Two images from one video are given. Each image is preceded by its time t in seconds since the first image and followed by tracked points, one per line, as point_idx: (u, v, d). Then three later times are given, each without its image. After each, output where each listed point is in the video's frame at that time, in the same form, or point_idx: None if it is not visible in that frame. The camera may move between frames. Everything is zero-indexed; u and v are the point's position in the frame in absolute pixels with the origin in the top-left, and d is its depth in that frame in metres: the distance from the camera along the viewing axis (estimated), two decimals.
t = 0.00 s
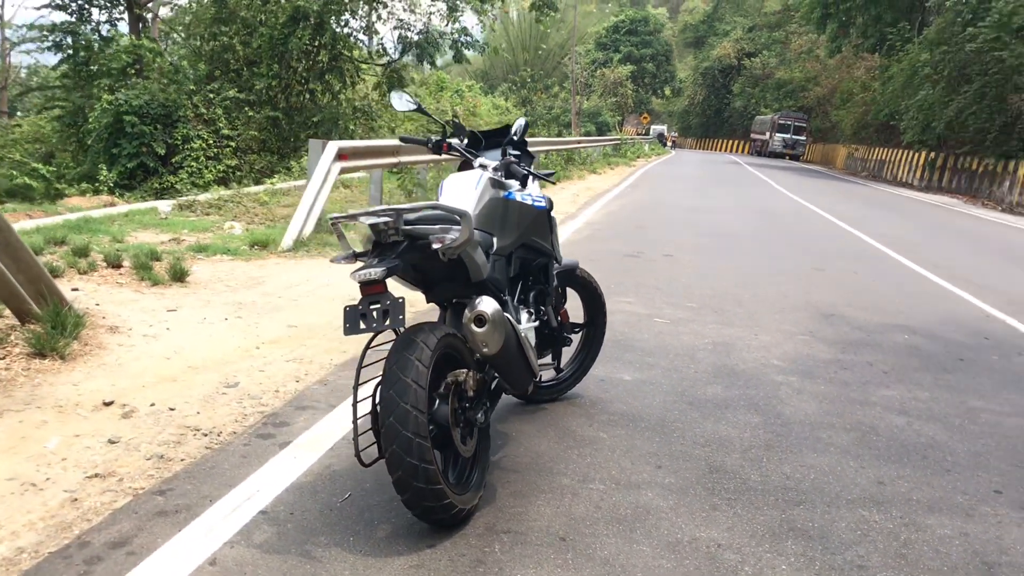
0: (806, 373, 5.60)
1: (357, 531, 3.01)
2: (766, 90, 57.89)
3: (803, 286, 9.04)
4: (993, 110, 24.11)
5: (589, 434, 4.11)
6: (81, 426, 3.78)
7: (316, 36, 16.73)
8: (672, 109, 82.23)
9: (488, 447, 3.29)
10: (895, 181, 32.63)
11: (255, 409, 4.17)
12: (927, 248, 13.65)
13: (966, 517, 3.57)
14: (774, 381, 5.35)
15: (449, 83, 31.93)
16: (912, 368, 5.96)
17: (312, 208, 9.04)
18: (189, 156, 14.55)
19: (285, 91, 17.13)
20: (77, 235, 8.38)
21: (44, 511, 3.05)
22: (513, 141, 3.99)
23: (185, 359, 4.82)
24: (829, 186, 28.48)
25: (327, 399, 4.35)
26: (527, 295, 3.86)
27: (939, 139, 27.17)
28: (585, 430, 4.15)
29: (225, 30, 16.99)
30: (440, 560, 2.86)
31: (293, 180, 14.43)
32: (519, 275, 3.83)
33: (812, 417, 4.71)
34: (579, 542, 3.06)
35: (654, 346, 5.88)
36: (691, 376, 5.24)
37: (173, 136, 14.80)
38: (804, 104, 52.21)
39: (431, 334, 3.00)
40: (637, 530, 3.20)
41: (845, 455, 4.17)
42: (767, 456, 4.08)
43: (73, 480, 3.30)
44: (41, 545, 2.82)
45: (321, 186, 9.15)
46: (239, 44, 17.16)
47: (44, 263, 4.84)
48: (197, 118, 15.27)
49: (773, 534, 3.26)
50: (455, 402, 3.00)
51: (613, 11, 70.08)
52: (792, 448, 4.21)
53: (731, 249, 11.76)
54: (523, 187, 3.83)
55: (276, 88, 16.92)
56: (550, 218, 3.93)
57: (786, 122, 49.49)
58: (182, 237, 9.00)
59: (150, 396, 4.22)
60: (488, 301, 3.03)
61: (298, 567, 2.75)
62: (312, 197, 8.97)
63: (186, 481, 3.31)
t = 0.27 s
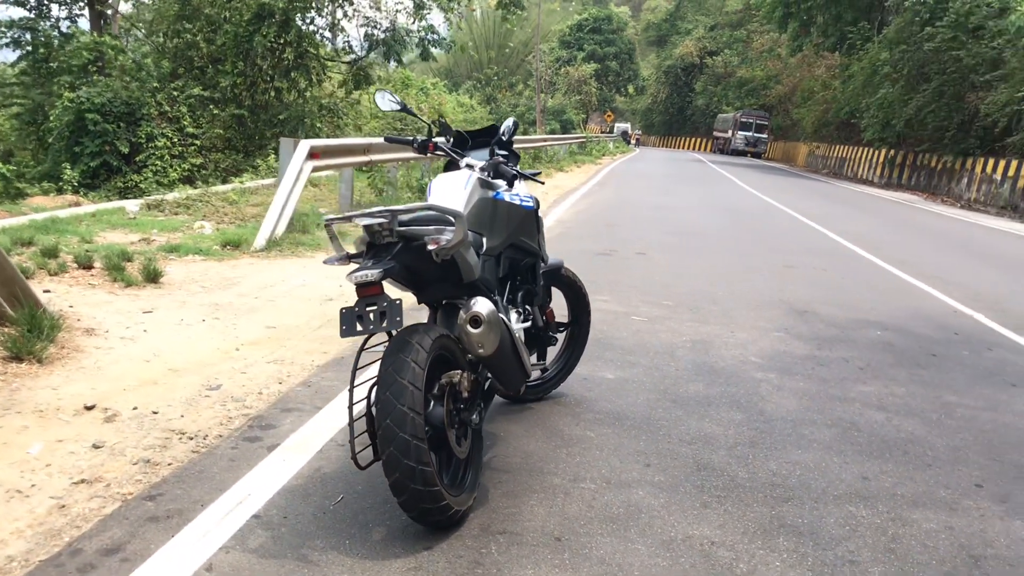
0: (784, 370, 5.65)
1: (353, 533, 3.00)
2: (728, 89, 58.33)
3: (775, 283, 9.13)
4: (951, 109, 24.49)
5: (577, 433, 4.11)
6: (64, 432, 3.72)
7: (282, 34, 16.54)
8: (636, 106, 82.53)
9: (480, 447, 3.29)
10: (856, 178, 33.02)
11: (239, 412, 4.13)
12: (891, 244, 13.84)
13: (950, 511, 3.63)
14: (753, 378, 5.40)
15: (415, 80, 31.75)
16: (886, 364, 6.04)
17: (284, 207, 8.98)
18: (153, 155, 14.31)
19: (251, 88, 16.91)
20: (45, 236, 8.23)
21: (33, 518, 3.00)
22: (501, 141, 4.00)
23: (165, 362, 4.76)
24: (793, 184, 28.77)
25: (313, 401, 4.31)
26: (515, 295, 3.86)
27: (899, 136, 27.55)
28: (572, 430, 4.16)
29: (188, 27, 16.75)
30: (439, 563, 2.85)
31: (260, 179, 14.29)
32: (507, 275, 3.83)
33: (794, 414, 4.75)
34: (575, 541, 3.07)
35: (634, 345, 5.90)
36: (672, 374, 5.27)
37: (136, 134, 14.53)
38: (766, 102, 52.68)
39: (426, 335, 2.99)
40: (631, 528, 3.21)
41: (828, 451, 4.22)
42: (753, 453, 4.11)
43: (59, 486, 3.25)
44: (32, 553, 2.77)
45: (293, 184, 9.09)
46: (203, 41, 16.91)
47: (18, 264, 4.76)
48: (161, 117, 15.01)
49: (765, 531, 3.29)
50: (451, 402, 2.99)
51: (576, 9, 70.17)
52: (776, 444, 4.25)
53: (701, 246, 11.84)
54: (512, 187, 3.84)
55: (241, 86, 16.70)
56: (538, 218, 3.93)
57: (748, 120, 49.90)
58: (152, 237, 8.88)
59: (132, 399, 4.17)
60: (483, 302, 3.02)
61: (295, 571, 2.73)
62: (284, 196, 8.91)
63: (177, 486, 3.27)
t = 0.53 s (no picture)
0: (766, 364, 5.71)
1: (355, 532, 2.99)
2: (692, 86, 58.66)
3: (749, 278, 9.21)
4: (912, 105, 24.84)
5: (568, 429, 4.13)
6: (52, 434, 3.67)
7: (248, 30, 16.34)
8: (601, 102, 82.75)
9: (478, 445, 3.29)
10: (819, 173, 33.38)
11: (229, 411, 4.10)
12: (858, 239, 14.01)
13: (938, 501, 3.69)
14: (737, 372, 5.45)
15: (381, 76, 31.54)
16: (864, 357, 6.12)
17: (258, 204, 8.92)
18: (118, 153, 14.07)
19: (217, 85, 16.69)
20: (14, 235, 8.09)
21: (29, 521, 2.96)
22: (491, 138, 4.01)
23: (149, 362, 4.71)
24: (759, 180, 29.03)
25: (302, 399, 4.29)
26: (507, 292, 3.86)
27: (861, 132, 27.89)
28: (563, 426, 4.17)
29: (152, 23, 16.46)
30: (443, 559, 2.85)
31: (228, 176, 14.13)
32: (499, 272, 3.83)
33: (779, 407, 4.80)
34: (575, 536, 3.09)
35: (616, 340, 5.93)
36: (657, 370, 5.31)
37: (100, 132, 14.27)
38: (729, 99, 53.05)
39: (426, 333, 2.99)
40: (629, 522, 3.24)
41: (815, 444, 4.27)
42: (742, 446, 4.15)
43: (52, 489, 3.20)
44: (31, 557, 2.73)
45: (267, 182, 9.02)
46: (168, 37, 16.65)
47: None
48: (125, 113, 14.76)
49: (760, 523, 3.33)
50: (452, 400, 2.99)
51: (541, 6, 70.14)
52: (764, 438, 4.30)
53: (674, 242, 11.91)
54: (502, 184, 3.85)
55: (207, 83, 16.47)
56: (529, 216, 3.94)
57: (712, 117, 50.21)
58: (124, 236, 8.76)
59: (118, 400, 4.12)
60: (483, 299, 3.03)
61: (300, 571, 2.72)
62: (258, 194, 8.84)
63: (172, 487, 3.24)
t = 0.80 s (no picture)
0: (748, 357, 5.77)
1: (361, 530, 2.99)
2: (652, 81, 58.95)
3: (722, 272, 9.29)
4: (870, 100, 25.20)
5: (562, 425, 4.15)
6: (45, 436, 3.62)
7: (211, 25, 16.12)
8: (562, 98, 82.93)
9: (481, 443, 3.30)
10: (779, 167, 33.74)
11: (221, 411, 4.06)
12: (825, 232, 14.20)
13: (927, 490, 3.76)
14: (720, 365, 5.50)
15: (344, 71, 31.23)
16: (842, 350, 6.21)
17: (232, 203, 8.83)
18: (80, 149, 13.86)
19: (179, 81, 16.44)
20: None
21: (29, 527, 2.92)
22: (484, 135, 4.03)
23: (134, 363, 4.65)
24: (722, 174, 29.27)
25: (294, 398, 4.27)
26: (501, 289, 3.88)
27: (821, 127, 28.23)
28: (556, 421, 4.20)
29: (113, 18, 16.10)
30: (451, 557, 2.86)
31: (194, 173, 13.93)
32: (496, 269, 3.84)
33: (764, 400, 4.86)
34: (579, 531, 3.11)
35: (600, 336, 5.96)
36: (644, 364, 5.35)
37: (60, 129, 13.98)
38: (690, 94, 53.40)
39: (430, 332, 3.00)
40: (632, 517, 3.26)
41: (805, 436, 4.33)
42: (732, 439, 4.20)
43: (50, 492, 3.16)
44: (35, 562, 2.70)
45: (240, 180, 8.94)
46: (128, 33, 16.33)
47: None
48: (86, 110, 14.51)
49: (758, 514, 3.37)
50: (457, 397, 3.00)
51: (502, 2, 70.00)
52: (753, 429, 4.36)
53: (645, 237, 11.98)
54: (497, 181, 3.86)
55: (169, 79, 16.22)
56: (522, 213, 3.96)
57: (673, 112, 50.49)
58: (94, 235, 8.63)
59: (107, 402, 4.07)
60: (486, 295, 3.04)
61: (310, 571, 2.71)
62: (231, 192, 8.75)
63: (173, 488, 3.21)
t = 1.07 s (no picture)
0: (734, 352, 5.81)
1: (365, 532, 2.97)
2: (621, 77, 59.08)
3: (701, 268, 9.34)
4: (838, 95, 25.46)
5: (557, 423, 4.16)
6: (37, 441, 3.56)
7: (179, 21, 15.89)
8: (531, 94, 82.91)
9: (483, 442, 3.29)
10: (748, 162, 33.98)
11: (213, 414, 4.02)
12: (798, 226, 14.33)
13: (920, 483, 3.81)
14: (708, 361, 5.53)
15: (313, 67, 30.84)
16: (825, 344, 6.28)
17: (210, 201, 8.75)
18: (47, 149, 13.59)
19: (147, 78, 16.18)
20: None
21: (28, 534, 2.87)
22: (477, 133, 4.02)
23: (121, 365, 4.60)
24: (693, 169, 29.42)
25: (287, 399, 4.24)
26: (497, 288, 3.87)
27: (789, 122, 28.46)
28: (551, 419, 4.20)
29: (78, 13, 15.74)
30: (458, 557, 2.85)
31: (165, 171, 13.74)
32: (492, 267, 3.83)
33: (754, 395, 4.90)
34: (583, 529, 3.11)
35: (587, 332, 5.98)
36: (633, 360, 5.37)
37: (26, 127, 13.65)
38: (659, 90, 53.62)
39: (433, 332, 2.99)
40: (634, 514, 3.28)
41: (797, 431, 4.37)
42: (725, 434, 4.23)
43: (46, 498, 3.11)
44: (37, 570, 2.66)
45: (218, 178, 8.86)
46: (94, 29, 15.99)
47: None
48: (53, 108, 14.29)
49: (757, 510, 3.40)
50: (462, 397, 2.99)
51: None
52: (745, 424, 4.40)
53: (622, 233, 12.02)
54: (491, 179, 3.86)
55: (137, 76, 15.97)
56: (517, 212, 3.95)
57: (642, 108, 50.64)
58: (69, 235, 8.51)
59: (97, 405, 4.02)
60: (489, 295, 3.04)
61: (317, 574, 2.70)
62: (208, 191, 8.67)
63: (171, 492, 3.18)
